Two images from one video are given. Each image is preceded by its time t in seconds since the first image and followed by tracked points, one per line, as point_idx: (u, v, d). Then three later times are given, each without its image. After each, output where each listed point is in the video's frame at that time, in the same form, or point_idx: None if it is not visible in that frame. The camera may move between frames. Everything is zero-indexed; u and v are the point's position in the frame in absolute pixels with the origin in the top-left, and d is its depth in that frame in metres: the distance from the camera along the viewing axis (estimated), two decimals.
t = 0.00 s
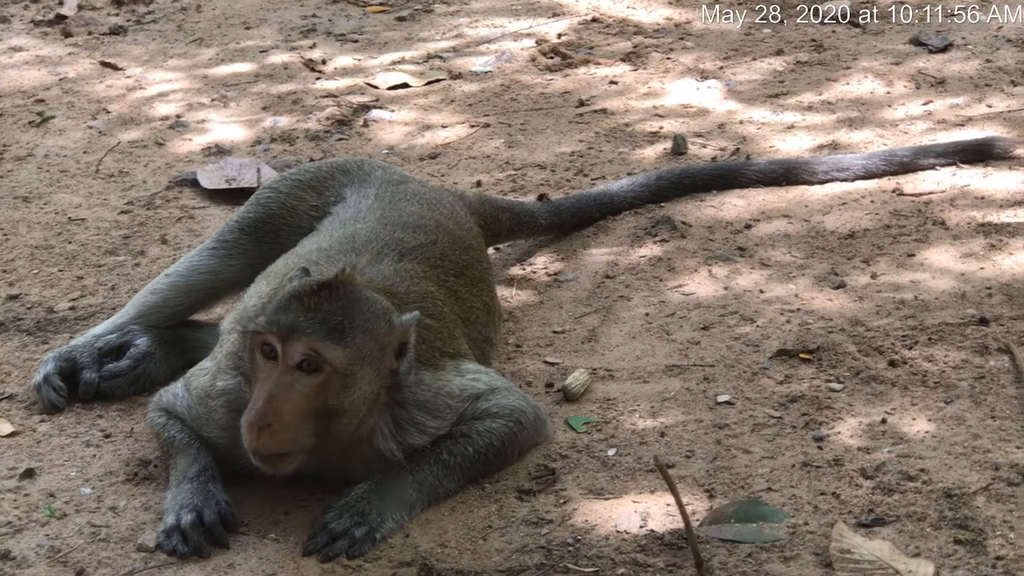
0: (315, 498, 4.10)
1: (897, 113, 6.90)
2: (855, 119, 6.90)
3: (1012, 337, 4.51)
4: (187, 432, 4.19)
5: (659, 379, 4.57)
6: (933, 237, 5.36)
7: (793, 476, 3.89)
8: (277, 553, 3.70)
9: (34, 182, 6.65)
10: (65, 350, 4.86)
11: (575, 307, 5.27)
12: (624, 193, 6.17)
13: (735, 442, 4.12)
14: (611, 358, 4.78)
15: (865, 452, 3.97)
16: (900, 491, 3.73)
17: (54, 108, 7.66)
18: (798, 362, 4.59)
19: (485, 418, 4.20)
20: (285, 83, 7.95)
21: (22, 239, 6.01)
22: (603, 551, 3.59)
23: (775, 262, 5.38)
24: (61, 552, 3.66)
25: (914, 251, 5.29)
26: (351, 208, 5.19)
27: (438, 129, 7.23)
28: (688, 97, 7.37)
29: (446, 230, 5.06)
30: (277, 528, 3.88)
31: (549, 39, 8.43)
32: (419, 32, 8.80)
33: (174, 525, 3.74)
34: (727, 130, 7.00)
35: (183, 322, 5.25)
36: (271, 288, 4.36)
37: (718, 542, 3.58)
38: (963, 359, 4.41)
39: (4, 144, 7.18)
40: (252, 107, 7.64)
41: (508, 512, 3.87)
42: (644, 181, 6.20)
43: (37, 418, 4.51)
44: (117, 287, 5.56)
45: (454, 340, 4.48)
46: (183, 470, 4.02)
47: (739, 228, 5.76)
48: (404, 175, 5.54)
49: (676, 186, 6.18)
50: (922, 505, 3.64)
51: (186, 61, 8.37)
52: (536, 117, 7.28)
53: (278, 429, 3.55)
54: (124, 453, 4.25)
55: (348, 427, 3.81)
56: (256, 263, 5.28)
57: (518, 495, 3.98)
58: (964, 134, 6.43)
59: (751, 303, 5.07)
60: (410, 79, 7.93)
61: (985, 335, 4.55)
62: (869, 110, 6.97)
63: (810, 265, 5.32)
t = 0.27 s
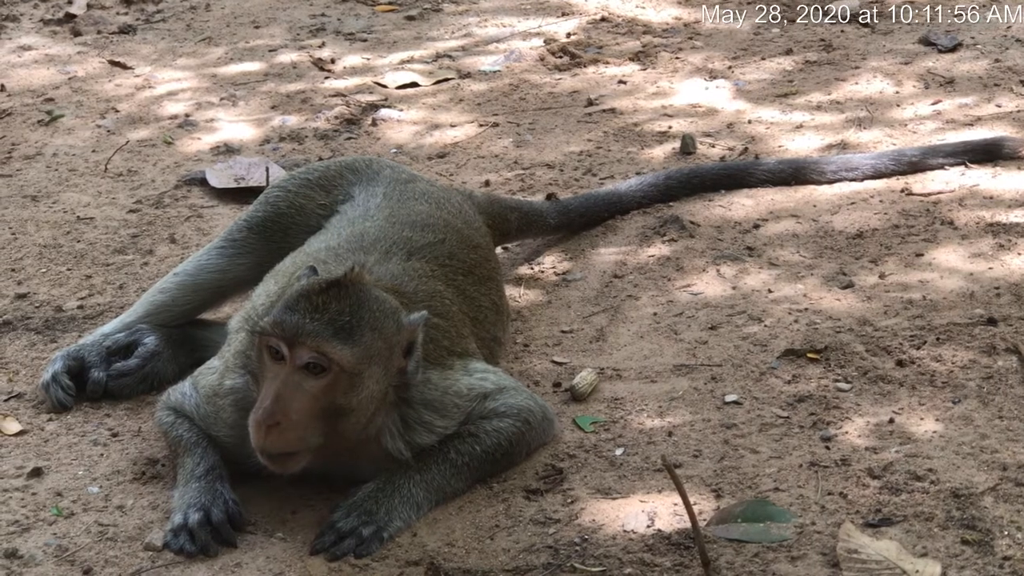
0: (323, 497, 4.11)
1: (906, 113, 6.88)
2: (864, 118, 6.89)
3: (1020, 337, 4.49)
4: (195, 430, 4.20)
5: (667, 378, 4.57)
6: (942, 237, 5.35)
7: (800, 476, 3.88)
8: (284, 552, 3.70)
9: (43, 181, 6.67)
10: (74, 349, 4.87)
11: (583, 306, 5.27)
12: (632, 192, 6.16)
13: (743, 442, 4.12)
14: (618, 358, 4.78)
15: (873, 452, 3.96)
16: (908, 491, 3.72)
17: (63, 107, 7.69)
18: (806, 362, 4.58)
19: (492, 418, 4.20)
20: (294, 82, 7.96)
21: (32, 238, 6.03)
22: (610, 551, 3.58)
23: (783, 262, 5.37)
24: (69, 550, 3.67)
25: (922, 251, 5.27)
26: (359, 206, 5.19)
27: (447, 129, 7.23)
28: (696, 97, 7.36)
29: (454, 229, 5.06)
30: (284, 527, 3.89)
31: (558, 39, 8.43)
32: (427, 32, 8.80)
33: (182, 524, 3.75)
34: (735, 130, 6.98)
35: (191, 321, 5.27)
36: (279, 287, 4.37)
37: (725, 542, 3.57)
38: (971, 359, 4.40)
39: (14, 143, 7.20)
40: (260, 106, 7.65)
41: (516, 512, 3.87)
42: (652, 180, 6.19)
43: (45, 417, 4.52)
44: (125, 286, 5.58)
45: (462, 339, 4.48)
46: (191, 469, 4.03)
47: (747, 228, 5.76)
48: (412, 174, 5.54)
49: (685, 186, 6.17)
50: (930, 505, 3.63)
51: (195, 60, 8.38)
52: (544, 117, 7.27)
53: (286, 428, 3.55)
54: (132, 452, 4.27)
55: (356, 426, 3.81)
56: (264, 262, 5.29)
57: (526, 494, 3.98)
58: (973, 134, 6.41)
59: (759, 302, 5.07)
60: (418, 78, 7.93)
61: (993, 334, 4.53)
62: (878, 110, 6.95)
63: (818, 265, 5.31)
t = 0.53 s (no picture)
0: (323, 497, 4.11)
1: (906, 113, 6.88)
2: (864, 119, 6.89)
3: (1020, 337, 4.49)
4: (195, 430, 4.20)
5: (667, 378, 4.57)
6: (942, 237, 5.35)
7: (800, 476, 3.88)
8: (284, 552, 3.70)
9: (43, 181, 6.67)
10: (74, 349, 4.87)
11: (583, 306, 5.27)
12: (632, 192, 6.16)
13: (743, 442, 4.12)
14: (618, 358, 4.78)
15: (873, 452, 3.96)
16: (908, 491, 3.72)
17: (63, 107, 7.69)
18: (806, 362, 4.58)
19: (492, 418, 4.20)
20: (294, 82, 7.96)
21: (32, 238, 6.03)
22: (610, 551, 3.58)
23: (783, 262, 5.37)
24: (69, 550, 3.67)
25: (922, 251, 5.27)
26: (359, 207, 5.19)
27: (447, 129, 7.23)
28: (696, 97, 7.36)
29: (454, 229, 5.06)
30: (284, 527, 3.89)
31: (558, 39, 8.43)
32: (428, 32, 8.80)
33: (182, 524, 3.75)
34: (736, 130, 6.98)
35: (191, 321, 5.27)
36: (279, 288, 4.37)
37: (725, 542, 3.57)
38: (971, 359, 4.40)
39: (14, 143, 7.20)
40: (260, 106, 7.65)
41: (515, 512, 3.87)
42: (652, 180, 6.19)
43: (45, 417, 4.53)
44: (125, 286, 5.58)
45: (462, 339, 4.48)
46: (191, 469, 4.02)
47: (748, 228, 5.75)
48: (413, 174, 5.54)
49: (685, 186, 6.17)
50: (930, 505, 3.63)
51: (195, 60, 8.38)
52: (544, 117, 7.27)
53: (286, 428, 3.55)
54: (132, 452, 4.27)
55: (356, 426, 3.81)
56: (264, 262, 5.29)
57: (526, 494, 3.98)
58: (973, 134, 6.41)
59: (760, 302, 5.07)
60: (418, 78, 7.93)
61: (993, 334, 4.53)
62: (878, 110, 6.95)
63: (819, 265, 5.31)
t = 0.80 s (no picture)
0: (323, 497, 4.11)
1: (906, 113, 6.88)
2: (864, 119, 6.89)
3: (1020, 337, 4.49)
4: (195, 430, 4.20)
5: (667, 378, 4.57)
6: (942, 237, 5.35)
7: (800, 476, 3.88)
8: (284, 552, 3.70)
9: (43, 181, 6.67)
10: (74, 349, 4.87)
11: (583, 306, 5.27)
12: (632, 192, 6.16)
13: (743, 442, 4.12)
14: (618, 358, 4.78)
15: (873, 452, 3.96)
16: (908, 491, 3.72)
17: (63, 107, 7.69)
18: (806, 362, 4.58)
19: (492, 418, 4.20)
20: (294, 82, 7.96)
21: (32, 238, 6.03)
22: (610, 551, 3.58)
23: (783, 262, 5.37)
24: (69, 550, 3.67)
25: (922, 251, 5.27)
26: (359, 207, 5.20)
27: (447, 129, 7.23)
28: (696, 97, 7.36)
29: (454, 229, 5.06)
30: (284, 527, 3.89)
31: (558, 39, 8.43)
32: (427, 32, 8.80)
33: (181, 524, 3.75)
34: (735, 130, 6.98)
35: (191, 321, 5.27)
36: (279, 288, 4.37)
37: (726, 542, 3.57)
38: (971, 359, 4.40)
39: (13, 143, 7.20)
40: (260, 106, 7.65)
41: (515, 512, 3.87)
42: (652, 181, 6.19)
43: (45, 417, 4.52)
44: (125, 286, 5.58)
45: (462, 339, 4.48)
46: (191, 469, 4.02)
47: (748, 228, 5.75)
48: (412, 174, 5.54)
49: (685, 186, 6.17)
50: (930, 505, 3.63)
51: (195, 60, 8.38)
52: (544, 117, 7.27)
53: (286, 428, 3.55)
54: (132, 452, 4.27)
55: (356, 426, 3.81)
56: (264, 262, 5.29)
57: (526, 494, 3.98)
58: (973, 134, 6.41)
59: (760, 302, 5.07)
60: (418, 78, 7.93)
61: (993, 334, 4.53)
62: (878, 110, 6.95)
63: (819, 265, 5.31)
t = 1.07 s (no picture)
0: (323, 498, 4.11)
1: (906, 113, 6.88)
2: (865, 119, 6.89)
3: (1020, 337, 4.49)
4: (196, 430, 4.20)
5: (668, 378, 4.57)
6: (942, 237, 5.34)
7: (801, 476, 3.88)
8: (285, 552, 3.70)
9: (44, 181, 6.67)
10: (74, 348, 4.87)
11: (584, 306, 5.27)
12: (633, 193, 6.16)
13: (743, 443, 4.12)
14: (619, 358, 4.78)
15: (874, 452, 3.96)
16: (908, 491, 3.72)
17: (63, 107, 7.69)
18: (807, 362, 4.58)
19: (493, 418, 4.20)
20: (294, 83, 7.96)
21: (32, 238, 6.03)
22: (611, 551, 3.58)
23: (784, 262, 5.37)
24: (70, 550, 3.67)
25: (923, 251, 5.27)
26: (359, 207, 5.20)
27: (447, 129, 7.23)
28: (697, 97, 7.36)
29: (455, 229, 5.06)
30: (284, 527, 3.89)
31: (558, 39, 8.42)
32: (428, 32, 8.80)
33: (182, 524, 3.75)
34: (736, 130, 6.98)
35: (192, 321, 5.27)
36: (280, 287, 4.37)
37: (726, 542, 3.57)
38: (971, 359, 4.40)
39: (14, 143, 7.20)
40: (261, 106, 7.65)
41: (516, 512, 3.87)
42: (652, 180, 6.19)
43: (45, 417, 4.53)
44: (126, 286, 5.58)
45: (462, 339, 4.48)
46: (191, 469, 4.02)
47: (748, 228, 5.75)
48: (413, 174, 5.54)
49: (685, 186, 6.17)
50: (931, 505, 3.63)
51: (196, 60, 8.39)
52: (545, 117, 7.27)
53: (286, 428, 3.55)
54: (132, 452, 4.27)
55: (356, 426, 3.81)
56: (265, 262, 5.29)
57: (526, 494, 3.98)
58: (974, 134, 6.41)
59: (760, 302, 5.07)
60: (419, 78, 7.93)
61: (994, 334, 4.53)
62: (879, 110, 6.95)
63: (819, 265, 5.31)
